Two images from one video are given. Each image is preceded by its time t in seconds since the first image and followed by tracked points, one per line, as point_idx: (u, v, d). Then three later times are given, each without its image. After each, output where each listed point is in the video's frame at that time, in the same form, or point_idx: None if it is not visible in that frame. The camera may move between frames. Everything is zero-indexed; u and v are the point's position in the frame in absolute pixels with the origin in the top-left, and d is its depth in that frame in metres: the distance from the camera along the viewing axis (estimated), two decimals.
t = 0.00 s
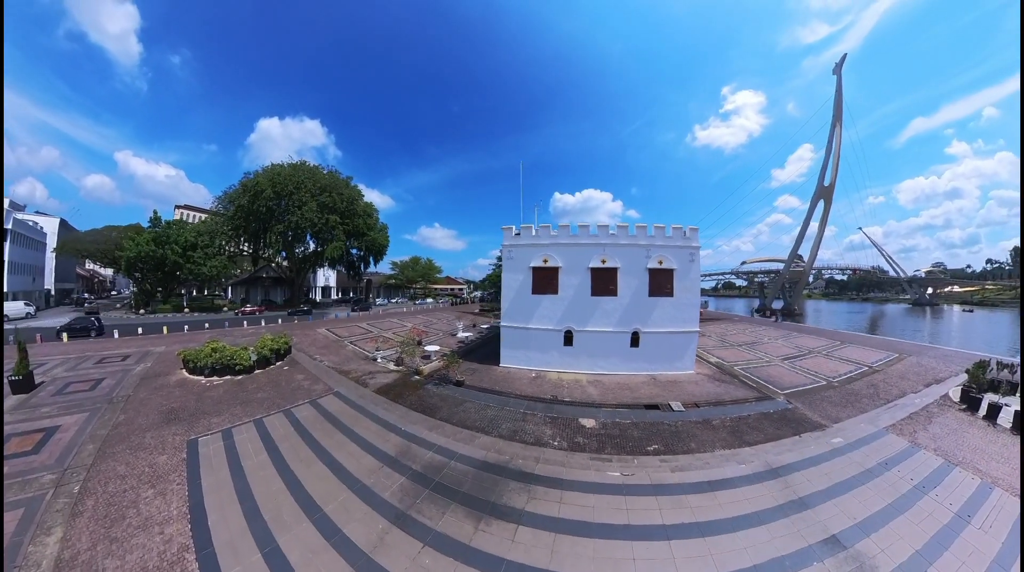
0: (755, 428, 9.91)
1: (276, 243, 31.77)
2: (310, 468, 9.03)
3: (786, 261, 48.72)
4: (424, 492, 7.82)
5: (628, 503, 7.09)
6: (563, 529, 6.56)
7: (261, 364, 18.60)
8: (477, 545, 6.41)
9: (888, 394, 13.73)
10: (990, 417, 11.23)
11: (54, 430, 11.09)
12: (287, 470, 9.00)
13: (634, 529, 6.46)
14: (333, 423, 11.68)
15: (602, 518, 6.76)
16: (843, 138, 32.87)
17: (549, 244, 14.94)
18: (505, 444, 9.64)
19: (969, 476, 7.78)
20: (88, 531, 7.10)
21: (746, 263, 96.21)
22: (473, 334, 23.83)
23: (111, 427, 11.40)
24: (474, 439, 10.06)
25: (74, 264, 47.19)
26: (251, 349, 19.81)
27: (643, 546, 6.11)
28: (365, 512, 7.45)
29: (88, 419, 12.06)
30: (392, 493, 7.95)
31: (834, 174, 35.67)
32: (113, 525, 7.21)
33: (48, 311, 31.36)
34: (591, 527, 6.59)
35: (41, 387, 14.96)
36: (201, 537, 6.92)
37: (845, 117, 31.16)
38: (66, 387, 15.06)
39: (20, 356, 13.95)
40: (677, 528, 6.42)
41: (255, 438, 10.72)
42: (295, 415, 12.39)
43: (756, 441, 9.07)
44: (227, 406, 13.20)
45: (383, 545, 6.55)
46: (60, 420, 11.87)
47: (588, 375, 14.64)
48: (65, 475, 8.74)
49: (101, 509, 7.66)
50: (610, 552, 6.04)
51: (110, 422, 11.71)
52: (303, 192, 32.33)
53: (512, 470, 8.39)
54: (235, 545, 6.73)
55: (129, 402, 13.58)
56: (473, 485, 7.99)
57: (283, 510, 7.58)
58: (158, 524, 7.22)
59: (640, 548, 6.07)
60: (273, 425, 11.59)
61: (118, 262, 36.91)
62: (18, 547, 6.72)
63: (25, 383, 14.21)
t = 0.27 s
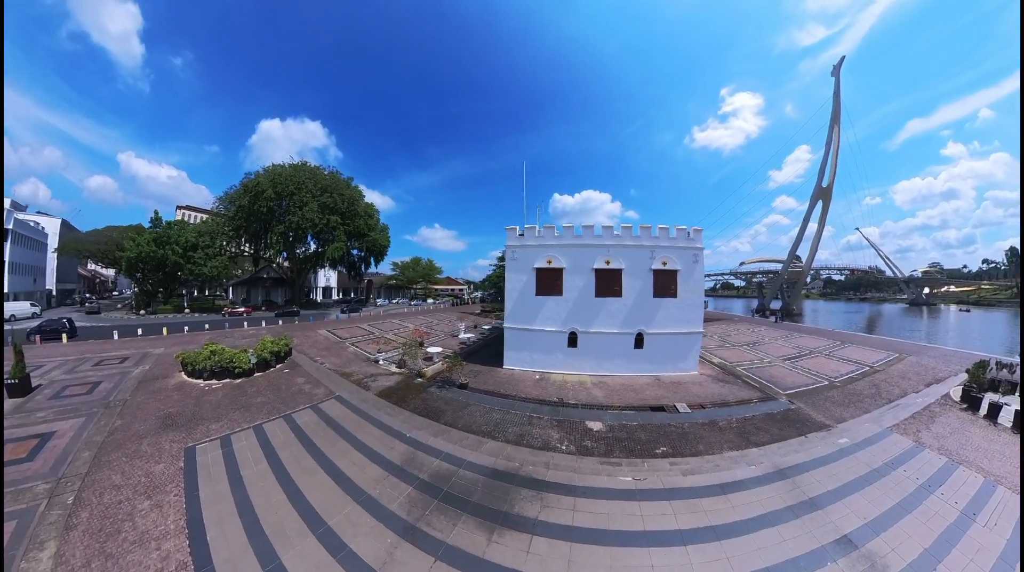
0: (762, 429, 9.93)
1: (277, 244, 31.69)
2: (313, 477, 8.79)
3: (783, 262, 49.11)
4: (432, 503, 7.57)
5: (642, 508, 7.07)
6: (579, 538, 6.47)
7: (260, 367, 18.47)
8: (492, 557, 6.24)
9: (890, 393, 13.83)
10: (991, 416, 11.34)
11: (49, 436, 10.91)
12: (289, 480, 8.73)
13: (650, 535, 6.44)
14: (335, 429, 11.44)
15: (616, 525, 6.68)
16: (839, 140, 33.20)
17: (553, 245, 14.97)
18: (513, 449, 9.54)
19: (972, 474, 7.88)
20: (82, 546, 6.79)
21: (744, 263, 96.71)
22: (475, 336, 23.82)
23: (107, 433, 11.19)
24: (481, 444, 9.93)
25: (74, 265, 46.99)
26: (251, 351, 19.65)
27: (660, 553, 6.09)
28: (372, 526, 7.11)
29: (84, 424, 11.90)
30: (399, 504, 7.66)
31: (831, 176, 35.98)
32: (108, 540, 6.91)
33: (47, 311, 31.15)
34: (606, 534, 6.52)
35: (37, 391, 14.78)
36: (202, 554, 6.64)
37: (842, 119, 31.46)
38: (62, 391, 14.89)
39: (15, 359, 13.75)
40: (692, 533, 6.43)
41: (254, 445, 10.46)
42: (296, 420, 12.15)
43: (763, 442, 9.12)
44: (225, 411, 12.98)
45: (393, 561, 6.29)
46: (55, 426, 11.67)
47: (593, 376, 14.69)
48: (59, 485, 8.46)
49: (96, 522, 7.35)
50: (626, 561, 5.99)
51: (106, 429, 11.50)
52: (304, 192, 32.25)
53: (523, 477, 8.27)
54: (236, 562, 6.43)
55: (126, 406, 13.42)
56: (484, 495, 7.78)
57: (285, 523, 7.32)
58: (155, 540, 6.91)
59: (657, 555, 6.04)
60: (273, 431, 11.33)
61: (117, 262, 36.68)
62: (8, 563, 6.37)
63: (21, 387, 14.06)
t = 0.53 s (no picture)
0: (766, 428, 9.98)
1: (278, 244, 31.66)
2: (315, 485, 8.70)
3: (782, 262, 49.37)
4: (441, 513, 7.52)
5: (657, 512, 7.07)
6: (595, 545, 6.47)
7: (260, 368, 18.38)
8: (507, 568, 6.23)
9: (891, 392, 13.93)
10: (992, 414, 11.44)
11: (43, 441, 10.82)
12: (289, 489, 8.63)
13: (666, 538, 6.47)
14: (337, 434, 11.37)
15: (631, 531, 6.68)
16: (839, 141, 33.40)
17: (557, 245, 15.02)
18: (520, 453, 9.54)
19: (976, 470, 7.98)
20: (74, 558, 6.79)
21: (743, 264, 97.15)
22: (477, 336, 23.84)
23: (102, 437, 11.12)
24: (487, 449, 9.91)
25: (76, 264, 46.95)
26: (250, 352, 19.56)
27: (677, 556, 6.12)
28: (379, 538, 7.06)
29: (80, 427, 11.81)
30: (406, 514, 7.62)
31: (831, 176, 36.18)
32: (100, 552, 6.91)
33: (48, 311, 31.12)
34: (621, 540, 6.52)
35: (34, 392, 14.70)
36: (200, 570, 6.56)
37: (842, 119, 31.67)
38: (59, 392, 14.80)
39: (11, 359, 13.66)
40: (707, 534, 6.47)
41: (253, 451, 10.36)
42: (296, 424, 12.07)
43: (768, 441, 9.19)
44: (223, 415, 12.90)
45: None
46: (51, 429, 11.60)
47: (597, 377, 14.73)
48: (52, 493, 8.37)
49: (89, 534, 7.30)
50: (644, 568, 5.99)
51: (102, 432, 11.44)
52: (306, 192, 32.20)
53: (533, 482, 8.26)
54: None
55: (122, 409, 13.33)
56: (495, 502, 7.74)
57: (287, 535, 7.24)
58: (149, 554, 6.85)
59: (673, 559, 6.06)
60: (273, 436, 11.24)
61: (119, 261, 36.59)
62: None
63: (17, 388, 14.00)
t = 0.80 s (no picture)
0: (770, 429, 10.05)
1: (279, 244, 31.62)
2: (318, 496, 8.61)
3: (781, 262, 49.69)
4: (451, 523, 7.42)
5: (671, 516, 7.10)
6: (612, 553, 6.45)
7: (259, 371, 18.27)
8: None
9: (892, 392, 14.06)
10: (992, 413, 11.59)
11: (38, 447, 10.72)
12: (291, 500, 8.53)
13: (681, 542, 6.49)
14: (339, 441, 11.30)
15: (646, 536, 6.70)
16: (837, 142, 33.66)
17: (561, 246, 15.08)
18: (529, 458, 9.55)
19: (977, 468, 8.10)
20: None
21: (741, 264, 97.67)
22: (479, 337, 23.88)
23: (98, 443, 11.04)
24: (494, 455, 9.88)
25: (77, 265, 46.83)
26: (250, 354, 19.45)
27: (693, 561, 6.14)
28: (387, 552, 6.94)
29: (76, 433, 11.71)
30: (415, 526, 7.50)
31: (829, 177, 36.46)
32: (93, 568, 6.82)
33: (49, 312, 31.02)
34: (636, 547, 6.52)
35: (30, 396, 14.58)
36: None
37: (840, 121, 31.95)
38: (55, 396, 14.69)
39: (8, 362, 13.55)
40: (721, 536, 6.53)
41: (252, 459, 10.28)
42: (296, 431, 11.99)
43: (773, 442, 9.25)
44: (222, 420, 12.83)
45: None
46: (46, 434, 11.50)
47: (601, 378, 14.80)
48: (46, 504, 8.27)
49: (84, 548, 7.19)
50: None
51: (97, 438, 11.35)
52: (307, 192, 32.18)
53: (544, 489, 8.25)
54: None
55: (119, 414, 13.24)
56: (506, 510, 7.70)
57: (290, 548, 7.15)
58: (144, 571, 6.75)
59: (690, 565, 6.07)
60: (273, 443, 11.15)
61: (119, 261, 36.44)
62: None
63: (14, 391, 13.91)
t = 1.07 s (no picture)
0: (776, 428, 10.07)
1: (280, 244, 31.53)
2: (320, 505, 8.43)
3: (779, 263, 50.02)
4: (461, 533, 7.27)
5: (686, 521, 7.06)
6: (629, 558, 6.39)
7: (258, 373, 18.12)
8: None
9: (894, 391, 14.14)
10: (993, 410, 11.70)
11: (31, 451, 10.57)
12: (291, 509, 8.35)
13: (698, 546, 6.47)
14: (341, 447, 11.18)
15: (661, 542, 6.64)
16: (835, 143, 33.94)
17: (564, 246, 15.10)
18: (537, 463, 9.52)
19: (981, 465, 8.17)
20: None
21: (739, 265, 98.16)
22: (481, 338, 23.86)
23: (92, 448, 10.92)
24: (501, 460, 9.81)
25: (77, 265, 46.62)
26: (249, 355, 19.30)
27: (710, 563, 6.12)
28: (393, 564, 6.72)
29: (70, 437, 11.56)
30: (422, 536, 7.30)
31: (826, 179, 36.73)
32: None
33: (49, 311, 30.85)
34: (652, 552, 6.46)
35: (25, 398, 14.42)
36: None
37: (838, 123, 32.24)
38: (50, 397, 14.52)
39: (4, 363, 13.46)
40: (734, 537, 6.56)
41: (249, 466, 10.15)
42: (295, 436, 11.89)
43: (779, 441, 9.29)
44: (219, 424, 12.73)
45: None
46: (40, 438, 11.35)
47: (605, 378, 14.81)
48: (36, 512, 8.10)
49: (74, 559, 7.00)
50: None
51: (91, 443, 11.23)
52: (308, 192, 32.14)
53: (555, 496, 8.17)
54: None
55: (115, 417, 13.10)
56: (517, 519, 7.59)
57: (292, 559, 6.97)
58: None
59: (707, 569, 6.01)
60: (273, 448, 11.10)
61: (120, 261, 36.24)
62: None
63: (9, 393, 13.76)
